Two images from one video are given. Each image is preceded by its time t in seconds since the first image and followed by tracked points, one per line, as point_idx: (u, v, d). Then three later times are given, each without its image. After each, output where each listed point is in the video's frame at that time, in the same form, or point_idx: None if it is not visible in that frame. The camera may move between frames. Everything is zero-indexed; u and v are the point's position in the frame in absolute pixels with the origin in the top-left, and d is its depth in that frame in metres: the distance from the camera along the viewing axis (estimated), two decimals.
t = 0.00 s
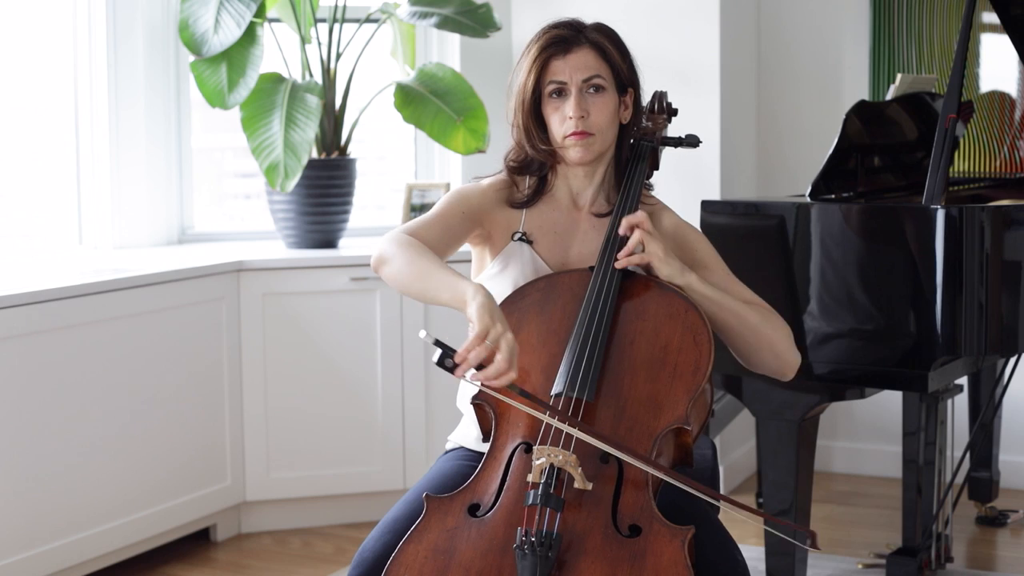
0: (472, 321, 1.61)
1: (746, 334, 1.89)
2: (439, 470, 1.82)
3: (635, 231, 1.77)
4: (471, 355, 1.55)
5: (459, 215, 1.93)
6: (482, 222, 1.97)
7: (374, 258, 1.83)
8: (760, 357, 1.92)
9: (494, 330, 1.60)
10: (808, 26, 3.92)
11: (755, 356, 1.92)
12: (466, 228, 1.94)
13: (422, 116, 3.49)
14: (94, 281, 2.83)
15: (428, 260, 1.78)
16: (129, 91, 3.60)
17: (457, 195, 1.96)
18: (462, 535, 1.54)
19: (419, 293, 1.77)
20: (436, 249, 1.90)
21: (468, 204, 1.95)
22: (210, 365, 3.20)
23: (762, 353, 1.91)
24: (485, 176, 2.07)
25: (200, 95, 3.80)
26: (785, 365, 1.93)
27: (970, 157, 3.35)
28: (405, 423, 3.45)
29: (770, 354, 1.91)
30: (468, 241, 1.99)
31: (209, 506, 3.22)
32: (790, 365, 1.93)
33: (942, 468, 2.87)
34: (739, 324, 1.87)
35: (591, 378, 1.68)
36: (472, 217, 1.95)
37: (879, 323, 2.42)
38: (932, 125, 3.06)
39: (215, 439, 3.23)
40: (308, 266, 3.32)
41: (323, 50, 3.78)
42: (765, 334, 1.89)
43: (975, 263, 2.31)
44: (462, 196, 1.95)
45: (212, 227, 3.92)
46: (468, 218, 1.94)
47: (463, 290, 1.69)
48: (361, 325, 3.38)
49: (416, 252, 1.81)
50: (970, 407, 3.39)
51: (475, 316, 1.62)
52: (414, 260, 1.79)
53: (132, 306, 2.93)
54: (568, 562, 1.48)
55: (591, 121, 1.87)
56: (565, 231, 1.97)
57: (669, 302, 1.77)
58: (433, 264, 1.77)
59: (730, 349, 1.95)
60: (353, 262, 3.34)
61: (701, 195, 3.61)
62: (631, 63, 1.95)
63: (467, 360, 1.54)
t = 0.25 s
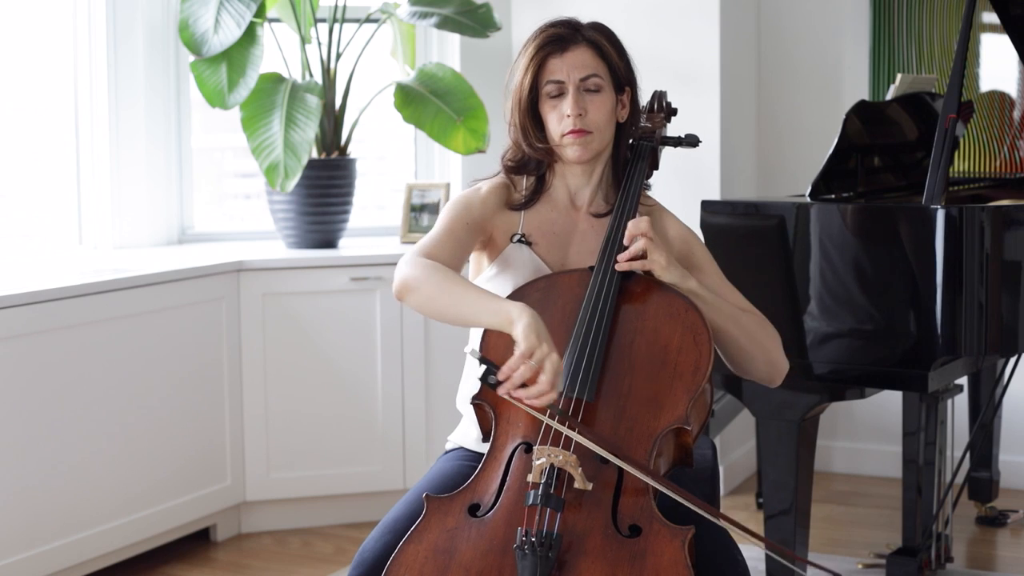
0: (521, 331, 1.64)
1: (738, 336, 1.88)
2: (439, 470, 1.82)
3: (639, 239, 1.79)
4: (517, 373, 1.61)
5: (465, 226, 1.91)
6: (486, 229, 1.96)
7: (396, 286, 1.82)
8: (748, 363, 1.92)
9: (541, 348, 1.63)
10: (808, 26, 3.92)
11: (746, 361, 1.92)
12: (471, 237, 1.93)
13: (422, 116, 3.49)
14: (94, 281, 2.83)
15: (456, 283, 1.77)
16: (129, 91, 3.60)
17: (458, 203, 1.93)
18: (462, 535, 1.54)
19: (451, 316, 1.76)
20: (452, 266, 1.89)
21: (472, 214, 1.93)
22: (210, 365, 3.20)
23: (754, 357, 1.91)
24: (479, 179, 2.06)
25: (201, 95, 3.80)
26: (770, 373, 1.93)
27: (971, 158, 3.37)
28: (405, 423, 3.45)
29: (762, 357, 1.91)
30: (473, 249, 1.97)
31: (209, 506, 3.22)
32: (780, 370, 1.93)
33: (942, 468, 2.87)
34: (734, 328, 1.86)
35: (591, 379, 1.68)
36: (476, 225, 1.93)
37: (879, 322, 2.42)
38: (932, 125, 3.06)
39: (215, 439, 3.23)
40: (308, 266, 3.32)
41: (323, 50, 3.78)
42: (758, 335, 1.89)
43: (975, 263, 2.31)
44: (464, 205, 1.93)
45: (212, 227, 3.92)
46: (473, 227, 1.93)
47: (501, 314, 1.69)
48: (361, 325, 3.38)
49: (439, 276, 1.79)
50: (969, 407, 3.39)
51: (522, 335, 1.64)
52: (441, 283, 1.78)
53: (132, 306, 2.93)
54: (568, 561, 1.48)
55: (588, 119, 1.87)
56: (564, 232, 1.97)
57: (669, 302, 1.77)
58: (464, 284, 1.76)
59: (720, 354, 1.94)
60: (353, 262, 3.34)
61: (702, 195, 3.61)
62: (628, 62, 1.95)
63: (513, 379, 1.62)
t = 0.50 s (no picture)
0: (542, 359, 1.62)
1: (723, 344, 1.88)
2: (439, 470, 1.83)
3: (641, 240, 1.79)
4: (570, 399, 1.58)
5: (465, 230, 1.91)
6: (484, 232, 1.96)
7: (397, 292, 1.81)
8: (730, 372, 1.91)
9: (566, 372, 1.61)
10: (808, 26, 3.92)
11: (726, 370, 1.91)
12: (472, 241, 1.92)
13: (422, 116, 3.49)
14: (94, 281, 2.83)
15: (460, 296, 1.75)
16: (129, 91, 3.60)
17: (456, 205, 1.93)
18: (462, 535, 1.54)
19: (455, 328, 1.74)
20: (450, 271, 1.88)
21: (470, 218, 1.92)
22: (210, 365, 3.20)
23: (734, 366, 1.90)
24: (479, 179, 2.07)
25: (200, 95, 3.80)
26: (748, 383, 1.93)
27: (970, 157, 3.36)
28: (405, 423, 3.45)
29: (743, 368, 1.91)
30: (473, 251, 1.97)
31: (209, 506, 3.22)
32: (758, 382, 1.93)
33: (942, 468, 2.87)
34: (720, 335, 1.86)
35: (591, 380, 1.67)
36: (475, 227, 1.93)
37: (879, 322, 2.42)
38: (932, 125, 3.06)
39: (215, 439, 3.23)
40: (308, 266, 3.32)
41: (323, 50, 3.78)
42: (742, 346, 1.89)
43: (975, 263, 2.31)
44: (463, 207, 1.93)
45: (212, 227, 3.92)
46: (472, 230, 1.92)
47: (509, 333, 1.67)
48: (361, 325, 3.38)
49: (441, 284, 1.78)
50: (969, 407, 3.39)
51: (540, 364, 1.61)
52: (444, 294, 1.76)
53: (132, 306, 2.93)
54: (569, 562, 1.49)
55: (587, 121, 1.87)
56: (563, 232, 1.97)
57: (670, 303, 1.77)
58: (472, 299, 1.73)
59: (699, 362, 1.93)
60: (353, 262, 3.34)
61: (702, 195, 3.61)
62: (626, 62, 1.94)
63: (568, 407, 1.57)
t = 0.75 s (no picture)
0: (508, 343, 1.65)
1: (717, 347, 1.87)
2: (439, 470, 1.83)
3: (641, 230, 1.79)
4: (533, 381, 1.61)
5: (458, 224, 1.91)
6: (480, 228, 1.95)
7: (375, 273, 1.81)
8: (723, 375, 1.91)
9: (532, 355, 1.64)
10: (808, 25, 3.92)
11: (719, 373, 1.91)
12: (465, 236, 1.93)
13: (422, 116, 3.49)
14: (94, 281, 2.83)
15: (436, 279, 1.77)
16: (129, 91, 3.60)
17: (455, 198, 1.93)
18: (460, 535, 1.54)
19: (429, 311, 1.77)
20: (435, 258, 1.87)
21: (466, 211, 1.92)
22: (210, 365, 3.20)
23: (727, 371, 1.90)
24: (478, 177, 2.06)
25: (200, 95, 3.80)
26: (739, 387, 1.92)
27: (970, 157, 3.36)
28: (405, 423, 3.45)
29: (736, 372, 1.90)
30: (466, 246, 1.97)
31: (209, 506, 3.22)
32: (750, 387, 1.92)
33: (942, 468, 2.87)
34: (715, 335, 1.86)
35: (589, 379, 1.67)
36: (469, 221, 1.93)
37: (879, 322, 2.42)
38: (932, 125, 3.06)
39: (215, 439, 3.23)
40: (308, 266, 3.32)
41: (323, 50, 3.78)
42: (735, 350, 1.89)
43: (975, 263, 2.31)
44: (460, 201, 1.93)
45: (212, 227, 3.92)
46: (466, 225, 1.92)
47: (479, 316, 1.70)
48: (361, 325, 3.38)
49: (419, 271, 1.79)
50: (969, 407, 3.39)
51: (506, 348, 1.64)
52: (418, 277, 1.78)
53: (132, 306, 2.93)
54: (567, 561, 1.49)
55: (588, 120, 1.87)
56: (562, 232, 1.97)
57: (668, 301, 1.77)
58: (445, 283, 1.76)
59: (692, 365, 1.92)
60: (353, 262, 3.34)
61: (702, 195, 3.61)
62: (626, 61, 1.95)
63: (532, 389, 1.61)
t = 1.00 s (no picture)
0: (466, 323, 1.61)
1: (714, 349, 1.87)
2: (439, 471, 1.83)
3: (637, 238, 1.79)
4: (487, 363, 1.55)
5: (450, 219, 1.91)
6: (474, 225, 1.96)
7: (358, 258, 1.80)
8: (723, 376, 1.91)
9: (491, 338, 1.59)
10: (808, 25, 3.92)
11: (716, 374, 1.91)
12: (457, 232, 1.93)
13: (422, 115, 3.49)
14: (95, 281, 2.83)
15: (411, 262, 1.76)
16: (129, 91, 3.60)
17: (450, 195, 1.94)
18: (459, 535, 1.54)
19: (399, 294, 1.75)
20: (422, 249, 1.87)
21: (458, 206, 1.93)
22: (210, 365, 3.20)
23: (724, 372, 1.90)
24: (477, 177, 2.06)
25: (200, 95, 3.80)
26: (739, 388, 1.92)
27: (970, 158, 3.36)
28: (405, 423, 3.45)
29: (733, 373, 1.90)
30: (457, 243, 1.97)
31: (209, 506, 3.22)
32: (747, 388, 1.93)
33: (942, 468, 2.87)
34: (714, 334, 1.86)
35: (587, 378, 1.67)
36: (462, 217, 1.93)
37: (878, 322, 2.42)
38: (932, 125, 3.05)
39: (215, 439, 3.23)
40: (308, 266, 3.31)
41: (323, 50, 3.78)
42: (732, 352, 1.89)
43: (975, 263, 2.31)
44: (455, 198, 1.94)
45: (212, 227, 3.92)
46: (459, 222, 1.93)
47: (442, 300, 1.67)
48: (361, 325, 3.38)
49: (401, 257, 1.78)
50: (969, 407, 3.39)
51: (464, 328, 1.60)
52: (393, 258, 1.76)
53: (132, 306, 2.93)
54: (566, 561, 1.48)
55: (586, 119, 1.87)
56: (560, 232, 1.98)
57: (665, 300, 1.77)
58: (416, 267, 1.75)
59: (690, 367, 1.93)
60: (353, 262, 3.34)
61: (702, 195, 3.61)
62: (622, 60, 1.95)
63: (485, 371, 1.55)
